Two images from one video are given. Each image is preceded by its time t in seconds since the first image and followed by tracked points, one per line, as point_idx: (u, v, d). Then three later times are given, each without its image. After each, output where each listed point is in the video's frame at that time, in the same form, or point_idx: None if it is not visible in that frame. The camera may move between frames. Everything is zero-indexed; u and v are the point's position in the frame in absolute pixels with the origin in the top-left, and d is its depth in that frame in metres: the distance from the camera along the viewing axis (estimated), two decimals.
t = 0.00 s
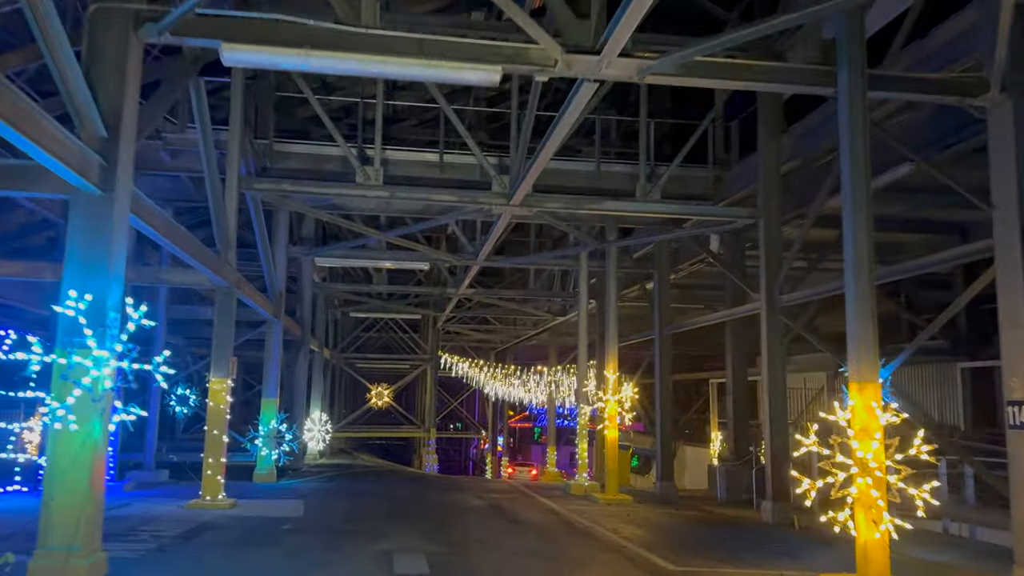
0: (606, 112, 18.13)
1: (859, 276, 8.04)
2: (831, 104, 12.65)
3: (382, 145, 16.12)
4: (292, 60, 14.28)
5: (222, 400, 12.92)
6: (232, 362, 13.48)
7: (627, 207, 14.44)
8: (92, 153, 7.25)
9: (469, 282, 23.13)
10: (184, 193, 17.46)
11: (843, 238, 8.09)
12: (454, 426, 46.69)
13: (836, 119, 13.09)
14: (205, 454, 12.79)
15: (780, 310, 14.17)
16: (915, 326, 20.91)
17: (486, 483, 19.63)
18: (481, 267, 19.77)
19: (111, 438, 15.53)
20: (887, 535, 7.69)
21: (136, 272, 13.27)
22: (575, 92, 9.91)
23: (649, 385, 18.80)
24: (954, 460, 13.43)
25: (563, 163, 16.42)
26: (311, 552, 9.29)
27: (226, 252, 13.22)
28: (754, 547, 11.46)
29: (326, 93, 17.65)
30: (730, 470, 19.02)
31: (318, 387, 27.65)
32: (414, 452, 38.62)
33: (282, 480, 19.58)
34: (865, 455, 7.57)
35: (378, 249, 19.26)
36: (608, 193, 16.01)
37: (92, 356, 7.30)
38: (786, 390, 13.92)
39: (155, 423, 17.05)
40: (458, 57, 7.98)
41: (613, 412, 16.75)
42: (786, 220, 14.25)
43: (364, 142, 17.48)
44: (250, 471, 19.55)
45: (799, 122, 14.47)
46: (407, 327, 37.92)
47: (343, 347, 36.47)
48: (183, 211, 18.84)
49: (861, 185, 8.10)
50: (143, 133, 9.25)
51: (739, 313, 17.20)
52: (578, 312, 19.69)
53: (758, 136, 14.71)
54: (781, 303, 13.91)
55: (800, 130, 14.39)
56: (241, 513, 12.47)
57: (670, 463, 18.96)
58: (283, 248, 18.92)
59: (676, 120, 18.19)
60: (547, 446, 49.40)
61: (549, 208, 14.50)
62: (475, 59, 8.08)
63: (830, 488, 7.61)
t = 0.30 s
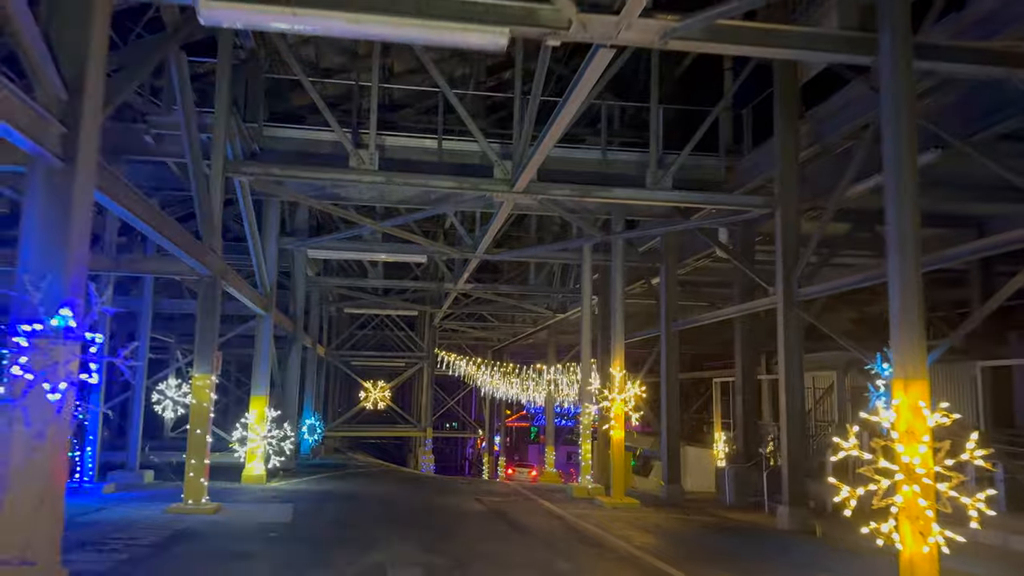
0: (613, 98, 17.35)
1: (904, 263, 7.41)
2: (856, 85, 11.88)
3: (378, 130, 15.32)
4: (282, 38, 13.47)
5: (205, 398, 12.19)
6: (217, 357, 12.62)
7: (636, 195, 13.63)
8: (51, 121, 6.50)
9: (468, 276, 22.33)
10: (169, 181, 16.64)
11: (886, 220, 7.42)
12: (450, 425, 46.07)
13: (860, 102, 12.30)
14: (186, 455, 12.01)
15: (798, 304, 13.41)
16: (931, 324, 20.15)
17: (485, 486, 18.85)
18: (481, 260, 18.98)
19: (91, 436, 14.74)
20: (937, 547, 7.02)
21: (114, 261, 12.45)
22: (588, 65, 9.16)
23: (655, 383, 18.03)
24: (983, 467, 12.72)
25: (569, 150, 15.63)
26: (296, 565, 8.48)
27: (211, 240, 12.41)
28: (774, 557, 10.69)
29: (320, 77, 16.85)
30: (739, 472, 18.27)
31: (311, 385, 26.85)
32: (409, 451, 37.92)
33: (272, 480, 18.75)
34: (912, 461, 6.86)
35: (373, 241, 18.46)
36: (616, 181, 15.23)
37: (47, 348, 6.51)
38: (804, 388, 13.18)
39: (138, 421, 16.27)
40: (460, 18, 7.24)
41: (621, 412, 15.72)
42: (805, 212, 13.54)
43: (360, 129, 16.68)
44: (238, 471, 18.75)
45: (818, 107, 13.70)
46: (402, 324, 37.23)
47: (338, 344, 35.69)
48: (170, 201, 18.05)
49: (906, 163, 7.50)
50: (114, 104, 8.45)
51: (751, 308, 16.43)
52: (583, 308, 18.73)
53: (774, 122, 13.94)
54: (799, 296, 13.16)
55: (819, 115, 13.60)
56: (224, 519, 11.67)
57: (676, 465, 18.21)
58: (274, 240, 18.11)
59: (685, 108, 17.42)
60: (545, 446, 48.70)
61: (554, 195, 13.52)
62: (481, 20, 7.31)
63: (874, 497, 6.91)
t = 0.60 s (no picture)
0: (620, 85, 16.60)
1: (962, 246, 6.83)
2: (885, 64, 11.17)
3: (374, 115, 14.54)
4: (272, 14, 12.65)
5: (189, 396, 11.40)
6: (201, 351, 11.78)
7: (648, 181, 12.84)
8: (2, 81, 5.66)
9: (468, 270, 21.60)
10: (155, 168, 15.82)
11: (943, 199, 6.90)
12: (447, 425, 45.38)
13: (888, 83, 11.55)
14: (168, 456, 11.21)
15: (818, 298, 12.69)
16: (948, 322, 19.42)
17: (485, 488, 18.09)
18: (482, 253, 18.23)
19: (70, 436, 13.94)
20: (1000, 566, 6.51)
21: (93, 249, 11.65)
22: (605, 32, 8.41)
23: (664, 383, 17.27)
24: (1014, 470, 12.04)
25: (575, 137, 14.87)
26: None
27: (196, 228, 11.64)
28: (800, 568, 9.97)
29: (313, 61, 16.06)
30: (749, 475, 17.54)
31: (305, 382, 26.07)
32: (406, 451, 37.20)
33: (263, 482, 17.96)
34: (972, 468, 6.37)
35: (369, 232, 17.68)
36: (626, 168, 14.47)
37: None
38: (825, 387, 12.47)
39: (121, 420, 15.47)
40: None
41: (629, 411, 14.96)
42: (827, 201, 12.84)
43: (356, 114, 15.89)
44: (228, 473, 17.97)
45: (840, 90, 12.94)
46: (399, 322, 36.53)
47: (333, 342, 34.90)
48: (157, 190, 17.27)
49: (962, 137, 6.93)
50: (85, 70, 7.72)
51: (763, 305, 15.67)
52: (588, 303, 17.97)
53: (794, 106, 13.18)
54: (820, 289, 12.45)
55: (841, 99, 12.86)
56: (209, 525, 10.91)
57: (685, 468, 17.46)
58: (265, 231, 17.34)
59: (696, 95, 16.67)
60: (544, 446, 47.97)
61: (560, 181, 12.63)
62: None
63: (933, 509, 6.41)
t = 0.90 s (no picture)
0: (629, 70, 15.87)
1: None
2: (919, 41, 10.48)
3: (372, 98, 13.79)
4: None
5: (172, 394, 10.63)
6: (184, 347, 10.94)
7: (662, 168, 12.10)
8: None
9: (467, 265, 20.88)
10: (140, 155, 15.04)
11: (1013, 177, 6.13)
12: (444, 424, 44.70)
13: (920, 63, 10.86)
14: (148, 459, 10.47)
15: (844, 292, 11.93)
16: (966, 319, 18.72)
17: (485, 492, 17.33)
18: (483, 246, 17.49)
19: (47, 436, 13.14)
20: None
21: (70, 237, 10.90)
22: None
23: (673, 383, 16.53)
24: None
25: (583, 123, 14.13)
26: None
27: (179, 214, 10.89)
28: None
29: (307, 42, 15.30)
30: (762, 479, 16.81)
31: (298, 381, 25.27)
32: (402, 452, 36.48)
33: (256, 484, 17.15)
34: None
35: (366, 224, 16.94)
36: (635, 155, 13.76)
37: None
38: (851, 388, 11.75)
39: (103, 419, 14.67)
40: None
41: (639, 411, 14.22)
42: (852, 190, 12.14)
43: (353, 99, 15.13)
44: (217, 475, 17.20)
45: (866, 72, 12.21)
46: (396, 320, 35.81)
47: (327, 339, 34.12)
48: (143, 178, 16.49)
49: None
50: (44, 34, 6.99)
51: (778, 301, 14.93)
52: (594, 298, 17.19)
53: (816, 89, 12.44)
54: (846, 286, 11.67)
55: (866, 81, 12.17)
56: (194, 533, 10.15)
57: (695, 471, 16.72)
58: (256, 222, 16.56)
59: (709, 81, 15.94)
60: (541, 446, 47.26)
61: (569, 166, 11.86)
62: None
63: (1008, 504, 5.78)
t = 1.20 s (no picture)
0: (638, 54, 15.13)
1: None
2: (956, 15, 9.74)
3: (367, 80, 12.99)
4: None
5: (150, 393, 9.86)
6: (163, 342, 10.13)
7: (678, 152, 11.33)
8: None
9: (467, 260, 20.10)
10: (122, 140, 14.22)
11: None
12: (440, 425, 43.93)
13: (956, 39, 10.12)
14: (124, 463, 9.66)
15: (871, 285, 11.18)
16: (987, 318, 17.95)
17: (486, 497, 16.53)
18: (484, 239, 16.70)
19: (19, 438, 12.32)
20: None
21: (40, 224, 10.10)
22: None
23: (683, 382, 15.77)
24: None
25: (591, 107, 13.36)
26: None
27: (158, 198, 10.08)
28: None
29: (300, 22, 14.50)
30: (775, 484, 16.04)
31: (291, 381, 24.46)
32: (398, 453, 35.67)
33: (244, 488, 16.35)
34: None
35: (361, 215, 16.13)
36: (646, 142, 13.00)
37: None
38: (880, 387, 11.01)
39: (81, 420, 13.87)
40: None
41: (650, 412, 13.40)
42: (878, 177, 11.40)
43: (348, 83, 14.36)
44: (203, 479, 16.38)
45: (894, 52, 11.47)
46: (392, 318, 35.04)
47: (322, 338, 33.30)
48: (127, 167, 15.68)
49: None
50: None
51: (793, 297, 14.17)
52: (599, 293, 16.39)
53: (840, 70, 11.70)
54: (872, 278, 10.93)
55: (895, 62, 11.43)
56: (173, 543, 9.36)
57: (705, 475, 15.95)
58: (245, 213, 15.77)
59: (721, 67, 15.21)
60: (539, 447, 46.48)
61: (579, 149, 11.09)
62: None
63: None
